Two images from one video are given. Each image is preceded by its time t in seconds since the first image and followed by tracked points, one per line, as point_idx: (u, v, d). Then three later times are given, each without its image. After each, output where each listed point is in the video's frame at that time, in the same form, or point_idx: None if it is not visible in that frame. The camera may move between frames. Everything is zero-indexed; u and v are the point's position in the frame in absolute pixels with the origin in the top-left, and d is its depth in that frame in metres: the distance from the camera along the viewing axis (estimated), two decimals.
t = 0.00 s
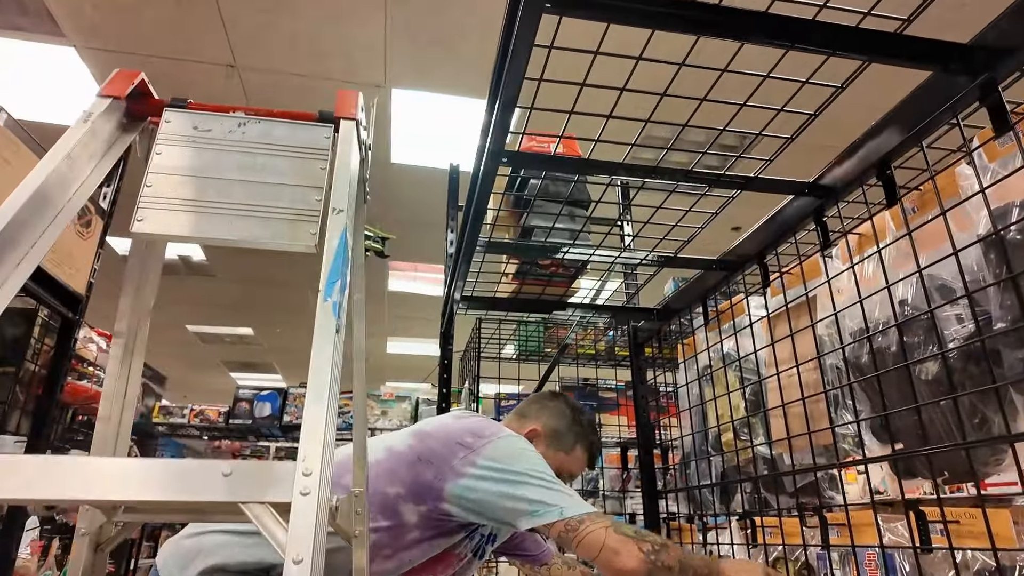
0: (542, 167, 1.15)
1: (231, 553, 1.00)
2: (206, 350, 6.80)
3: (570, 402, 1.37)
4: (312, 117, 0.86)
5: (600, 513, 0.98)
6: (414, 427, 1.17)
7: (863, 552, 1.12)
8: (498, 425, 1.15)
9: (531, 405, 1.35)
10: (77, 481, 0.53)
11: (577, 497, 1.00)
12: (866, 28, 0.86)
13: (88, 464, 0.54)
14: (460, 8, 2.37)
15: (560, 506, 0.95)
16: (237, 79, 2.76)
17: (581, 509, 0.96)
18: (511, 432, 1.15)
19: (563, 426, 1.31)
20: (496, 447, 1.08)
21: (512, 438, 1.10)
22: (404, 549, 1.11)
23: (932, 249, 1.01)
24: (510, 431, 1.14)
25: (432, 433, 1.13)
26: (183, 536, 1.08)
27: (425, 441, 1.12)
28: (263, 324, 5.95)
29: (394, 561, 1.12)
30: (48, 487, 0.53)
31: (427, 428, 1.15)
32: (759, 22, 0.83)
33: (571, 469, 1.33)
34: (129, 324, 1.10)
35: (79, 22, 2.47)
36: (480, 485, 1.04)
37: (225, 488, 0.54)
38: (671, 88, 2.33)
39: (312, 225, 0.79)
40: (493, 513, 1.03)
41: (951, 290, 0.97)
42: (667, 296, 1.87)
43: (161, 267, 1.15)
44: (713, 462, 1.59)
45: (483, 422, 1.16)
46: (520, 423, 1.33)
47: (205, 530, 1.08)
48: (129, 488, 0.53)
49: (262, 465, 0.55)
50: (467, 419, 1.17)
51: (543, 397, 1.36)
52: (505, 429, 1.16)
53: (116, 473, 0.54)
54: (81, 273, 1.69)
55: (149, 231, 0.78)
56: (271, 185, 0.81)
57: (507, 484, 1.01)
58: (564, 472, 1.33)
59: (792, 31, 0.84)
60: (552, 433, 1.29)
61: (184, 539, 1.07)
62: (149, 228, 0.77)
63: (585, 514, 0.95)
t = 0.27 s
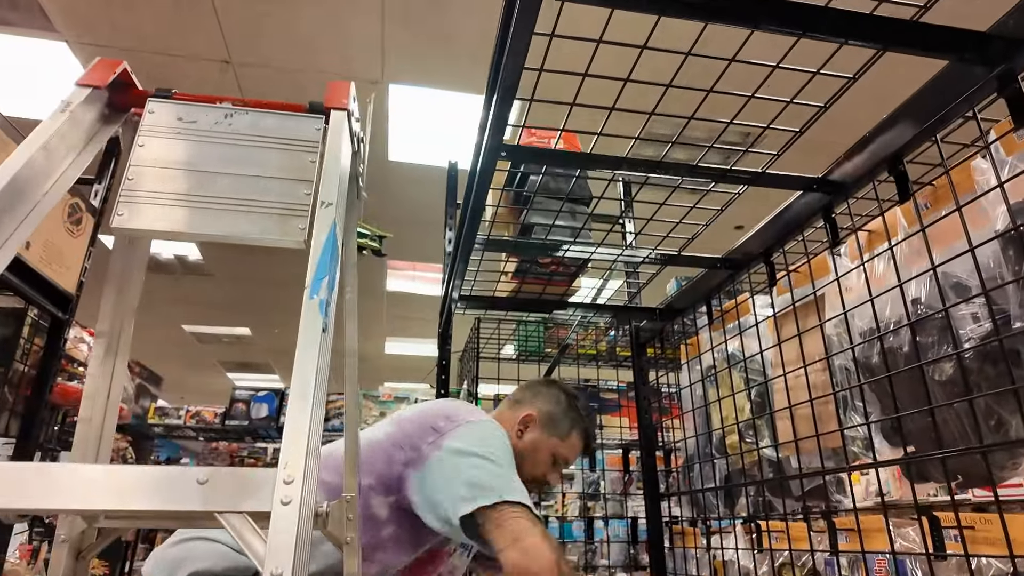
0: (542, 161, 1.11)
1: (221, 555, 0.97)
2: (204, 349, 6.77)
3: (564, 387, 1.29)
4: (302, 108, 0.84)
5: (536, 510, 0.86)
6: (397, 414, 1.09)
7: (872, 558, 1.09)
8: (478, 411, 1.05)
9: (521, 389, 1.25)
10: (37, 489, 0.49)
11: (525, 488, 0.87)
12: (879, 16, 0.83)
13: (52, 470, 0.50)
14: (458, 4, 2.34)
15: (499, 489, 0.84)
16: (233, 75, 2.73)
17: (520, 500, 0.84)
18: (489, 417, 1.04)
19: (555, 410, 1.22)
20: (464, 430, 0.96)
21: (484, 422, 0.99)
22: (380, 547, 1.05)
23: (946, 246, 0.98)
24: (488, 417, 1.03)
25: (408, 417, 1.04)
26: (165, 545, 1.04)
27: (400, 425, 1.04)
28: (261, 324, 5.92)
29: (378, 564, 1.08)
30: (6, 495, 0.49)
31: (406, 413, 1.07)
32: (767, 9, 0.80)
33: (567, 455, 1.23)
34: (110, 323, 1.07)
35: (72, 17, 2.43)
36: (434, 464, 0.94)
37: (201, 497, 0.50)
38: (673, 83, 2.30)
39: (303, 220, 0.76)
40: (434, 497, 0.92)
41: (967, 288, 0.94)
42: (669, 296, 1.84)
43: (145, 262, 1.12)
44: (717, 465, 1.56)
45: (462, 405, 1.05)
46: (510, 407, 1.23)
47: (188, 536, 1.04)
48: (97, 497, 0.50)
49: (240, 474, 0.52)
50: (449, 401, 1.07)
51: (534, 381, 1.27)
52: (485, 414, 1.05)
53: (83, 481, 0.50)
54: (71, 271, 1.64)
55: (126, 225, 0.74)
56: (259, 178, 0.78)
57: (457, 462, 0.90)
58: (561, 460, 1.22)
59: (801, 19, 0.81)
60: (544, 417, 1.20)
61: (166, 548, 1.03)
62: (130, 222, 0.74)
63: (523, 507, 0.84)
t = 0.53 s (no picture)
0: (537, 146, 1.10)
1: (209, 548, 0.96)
2: (203, 347, 6.76)
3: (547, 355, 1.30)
4: (291, 89, 0.83)
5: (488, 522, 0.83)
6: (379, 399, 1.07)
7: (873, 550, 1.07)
8: (459, 397, 1.00)
9: (509, 364, 1.26)
10: (6, 465, 0.48)
11: (480, 497, 0.83)
12: None
13: (25, 445, 0.49)
14: None
15: (448, 501, 0.81)
16: (229, 68, 2.72)
17: (470, 511, 0.81)
18: (471, 407, 0.99)
19: (540, 377, 1.23)
20: (439, 420, 0.94)
21: (463, 414, 0.95)
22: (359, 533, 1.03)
23: (947, 231, 0.96)
24: (468, 406, 0.98)
25: (390, 402, 1.02)
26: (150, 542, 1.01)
27: (382, 410, 1.02)
28: (260, 322, 5.91)
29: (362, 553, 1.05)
30: None
31: (385, 399, 1.04)
32: None
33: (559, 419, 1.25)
34: (96, 315, 1.05)
35: (67, 10, 2.43)
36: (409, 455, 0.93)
37: (180, 473, 0.49)
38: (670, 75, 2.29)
39: (292, 201, 0.75)
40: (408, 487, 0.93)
41: (969, 273, 0.92)
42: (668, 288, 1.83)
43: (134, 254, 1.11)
44: (716, 458, 1.54)
45: (448, 391, 1.02)
46: (497, 383, 1.24)
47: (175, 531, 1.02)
48: (71, 473, 0.48)
49: (222, 450, 0.50)
50: (434, 385, 1.04)
51: (519, 355, 1.29)
52: (470, 402, 1.01)
53: (59, 457, 0.49)
54: (67, 264, 1.60)
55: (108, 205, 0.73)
56: (247, 159, 0.77)
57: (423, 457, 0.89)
58: (553, 427, 1.25)
59: None
60: (533, 389, 1.21)
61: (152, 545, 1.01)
62: (116, 202, 0.73)
63: (474, 519, 0.81)
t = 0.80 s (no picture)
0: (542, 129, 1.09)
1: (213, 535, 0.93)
2: (207, 344, 6.77)
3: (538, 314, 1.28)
4: (295, 69, 0.83)
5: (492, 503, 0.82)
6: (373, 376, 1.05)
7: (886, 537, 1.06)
8: (453, 370, 0.99)
9: (497, 327, 1.25)
10: (6, 437, 0.47)
11: (478, 472, 0.82)
12: None
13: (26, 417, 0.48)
14: None
15: (445, 477, 0.80)
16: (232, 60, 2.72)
17: (469, 486, 0.80)
18: (466, 379, 0.98)
19: (533, 335, 1.22)
20: (434, 394, 0.92)
21: (458, 388, 0.94)
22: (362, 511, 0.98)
23: (960, 213, 0.95)
24: (462, 378, 0.97)
25: (383, 378, 1.01)
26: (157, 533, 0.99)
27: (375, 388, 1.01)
28: (264, 318, 5.92)
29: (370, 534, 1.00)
30: None
31: (379, 375, 1.02)
32: None
33: (555, 373, 1.23)
34: (98, 303, 1.05)
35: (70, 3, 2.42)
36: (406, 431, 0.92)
37: (188, 445, 0.48)
38: (673, 65, 2.28)
39: (297, 180, 0.75)
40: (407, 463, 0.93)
41: (983, 255, 0.91)
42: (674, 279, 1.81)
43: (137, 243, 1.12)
44: (724, 449, 1.53)
45: (442, 364, 1.00)
46: (488, 347, 1.23)
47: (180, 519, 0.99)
48: (76, 445, 0.48)
49: (230, 423, 0.49)
50: (427, 360, 1.03)
51: (506, 317, 1.27)
52: (464, 375, 1.00)
53: (63, 429, 0.48)
54: (71, 255, 1.59)
55: (111, 185, 0.72)
56: (251, 139, 0.77)
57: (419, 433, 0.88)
58: (550, 381, 1.23)
59: None
60: (523, 346, 1.20)
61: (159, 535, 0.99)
62: (120, 181, 0.72)
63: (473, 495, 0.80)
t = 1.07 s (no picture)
0: (551, 114, 1.09)
1: (247, 502, 0.94)
2: (216, 334, 6.82)
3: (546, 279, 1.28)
4: (308, 54, 0.83)
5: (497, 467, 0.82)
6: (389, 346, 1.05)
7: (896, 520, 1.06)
8: (466, 336, 0.98)
9: (508, 293, 1.25)
10: (29, 415, 0.48)
11: (484, 436, 0.82)
12: None
13: (50, 396, 0.48)
14: None
15: (450, 440, 0.81)
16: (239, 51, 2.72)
17: (473, 449, 0.80)
18: (479, 344, 0.96)
19: (543, 300, 1.22)
20: (445, 359, 0.92)
21: (470, 352, 0.93)
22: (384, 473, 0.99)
23: (975, 197, 0.94)
24: (475, 343, 0.96)
25: (397, 347, 1.01)
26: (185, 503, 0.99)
27: (390, 357, 1.01)
28: (272, 308, 5.95)
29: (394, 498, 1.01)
30: None
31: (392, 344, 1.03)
32: None
33: (567, 336, 1.23)
34: (113, 292, 1.05)
35: None
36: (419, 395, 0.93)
37: (210, 424, 0.49)
38: (682, 51, 2.26)
39: (311, 165, 0.75)
40: (422, 426, 0.93)
41: (998, 238, 0.90)
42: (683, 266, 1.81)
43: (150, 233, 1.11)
44: (733, 435, 1.53)
45: (456, 331, 1.00)
46: (499, 314, 1.23)
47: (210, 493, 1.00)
48: (97, 425, 0.48)
49: (250, 402, 0.50)
50: (441, 327, 1.02)
51: (516, 283, 1.27)
52: (477, 340, 0.99)
53: (87, 408, 0.49)
54: (83, 245, 1.60)
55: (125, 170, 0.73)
56: (264, 124, 0.77)
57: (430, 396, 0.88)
58: (563, 344, 1.23)
59: None
60: (534, 310, 1.21)
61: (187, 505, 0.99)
62: (135, 167, 0.73)
63: (477, 459, 0.80)
